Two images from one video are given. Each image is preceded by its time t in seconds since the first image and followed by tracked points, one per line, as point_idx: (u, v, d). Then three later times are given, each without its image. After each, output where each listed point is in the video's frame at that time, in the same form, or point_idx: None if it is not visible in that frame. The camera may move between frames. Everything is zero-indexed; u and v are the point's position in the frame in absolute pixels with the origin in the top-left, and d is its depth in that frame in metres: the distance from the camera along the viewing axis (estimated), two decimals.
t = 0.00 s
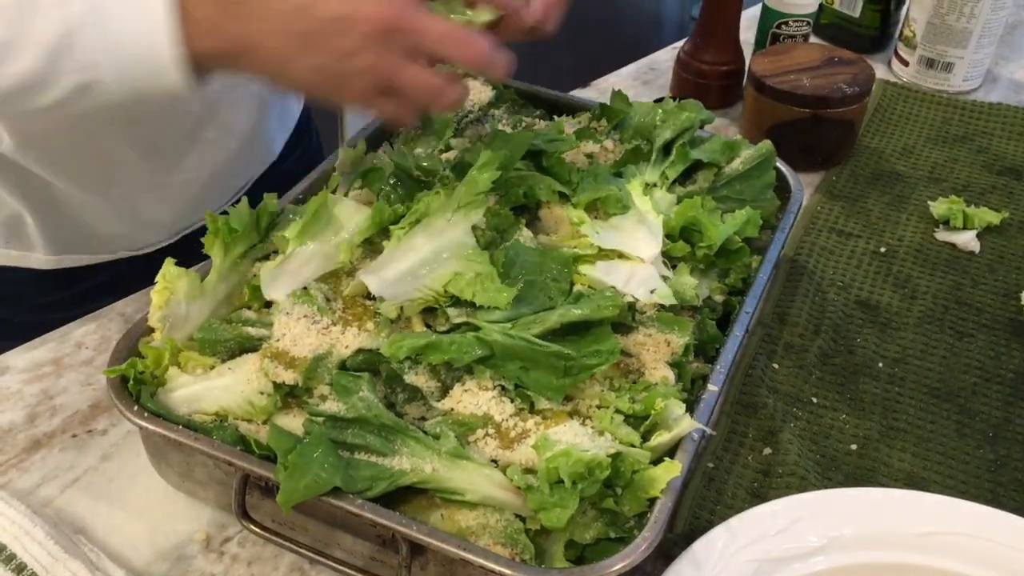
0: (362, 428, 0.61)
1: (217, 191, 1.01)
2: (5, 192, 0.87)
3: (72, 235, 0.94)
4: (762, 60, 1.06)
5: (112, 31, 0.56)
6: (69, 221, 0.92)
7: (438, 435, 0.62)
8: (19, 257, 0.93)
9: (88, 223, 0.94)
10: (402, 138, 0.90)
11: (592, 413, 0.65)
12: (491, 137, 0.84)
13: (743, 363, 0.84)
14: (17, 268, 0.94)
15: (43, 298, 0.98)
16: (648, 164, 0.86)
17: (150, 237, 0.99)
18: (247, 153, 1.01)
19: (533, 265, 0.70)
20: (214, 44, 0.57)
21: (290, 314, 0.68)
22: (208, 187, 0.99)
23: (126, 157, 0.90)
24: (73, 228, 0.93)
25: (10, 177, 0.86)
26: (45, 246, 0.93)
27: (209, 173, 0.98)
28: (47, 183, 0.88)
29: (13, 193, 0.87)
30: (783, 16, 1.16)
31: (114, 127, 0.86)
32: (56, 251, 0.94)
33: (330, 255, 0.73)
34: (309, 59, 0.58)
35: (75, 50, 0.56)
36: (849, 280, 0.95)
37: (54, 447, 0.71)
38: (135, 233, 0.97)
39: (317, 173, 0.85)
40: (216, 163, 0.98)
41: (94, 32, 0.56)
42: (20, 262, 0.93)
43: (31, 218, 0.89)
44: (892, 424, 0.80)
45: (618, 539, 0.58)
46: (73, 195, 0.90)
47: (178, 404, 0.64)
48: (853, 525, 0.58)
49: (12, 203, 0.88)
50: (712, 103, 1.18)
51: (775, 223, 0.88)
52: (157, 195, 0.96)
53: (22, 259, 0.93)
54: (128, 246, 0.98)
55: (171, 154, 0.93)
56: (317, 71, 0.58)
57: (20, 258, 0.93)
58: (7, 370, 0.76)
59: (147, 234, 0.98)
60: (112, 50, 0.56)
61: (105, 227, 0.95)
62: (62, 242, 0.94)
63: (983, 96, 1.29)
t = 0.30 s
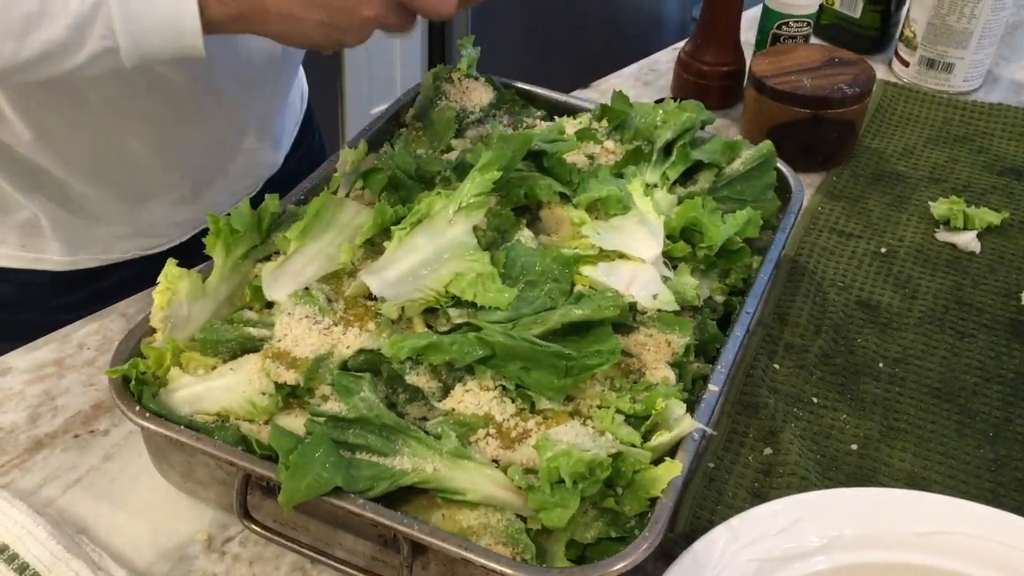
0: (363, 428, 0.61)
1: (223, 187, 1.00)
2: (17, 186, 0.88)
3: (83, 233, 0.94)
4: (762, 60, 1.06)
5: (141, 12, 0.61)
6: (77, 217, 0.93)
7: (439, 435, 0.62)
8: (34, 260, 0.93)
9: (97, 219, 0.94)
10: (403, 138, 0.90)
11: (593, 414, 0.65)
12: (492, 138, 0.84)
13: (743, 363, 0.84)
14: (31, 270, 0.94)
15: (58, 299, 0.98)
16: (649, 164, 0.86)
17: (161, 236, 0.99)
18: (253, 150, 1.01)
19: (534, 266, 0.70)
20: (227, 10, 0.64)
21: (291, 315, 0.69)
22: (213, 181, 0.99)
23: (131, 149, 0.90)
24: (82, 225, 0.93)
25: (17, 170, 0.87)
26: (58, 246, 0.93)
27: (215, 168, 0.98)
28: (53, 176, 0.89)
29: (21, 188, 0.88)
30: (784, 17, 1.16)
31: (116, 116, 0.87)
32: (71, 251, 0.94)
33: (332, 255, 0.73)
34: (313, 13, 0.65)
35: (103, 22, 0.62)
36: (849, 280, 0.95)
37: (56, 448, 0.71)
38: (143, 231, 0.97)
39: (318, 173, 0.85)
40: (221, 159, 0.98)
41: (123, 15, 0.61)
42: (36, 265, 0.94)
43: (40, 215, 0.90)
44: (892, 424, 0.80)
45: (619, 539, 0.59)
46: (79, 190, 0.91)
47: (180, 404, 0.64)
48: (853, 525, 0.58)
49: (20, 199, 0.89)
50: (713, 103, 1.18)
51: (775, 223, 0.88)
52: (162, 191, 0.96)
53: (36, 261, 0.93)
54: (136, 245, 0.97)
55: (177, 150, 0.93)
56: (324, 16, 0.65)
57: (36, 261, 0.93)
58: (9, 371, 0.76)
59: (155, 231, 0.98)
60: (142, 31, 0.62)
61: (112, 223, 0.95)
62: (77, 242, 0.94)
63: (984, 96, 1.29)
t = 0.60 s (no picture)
0: (364, 428, 0.61)
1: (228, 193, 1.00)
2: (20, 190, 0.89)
3: (85, 235, 0.94)
4: (762, 61, 1.06)
5: (147, 45, 0.61)
6: (80, 220, 0.93)
7: (439, 434, 0.62)
8: (35, 261, 0.94)
9: (99, 222, 0.94)
10: (403, 139, 0.91)
11: (593, 414, 0.65)
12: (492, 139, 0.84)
13: (743, 363, 0.84)
14: (31, 271, 0.94)
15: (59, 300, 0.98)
16: (649, 164, 0.86)
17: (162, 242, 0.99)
18: (259, 158, 1.01)
19: (533, 266, 0.70)
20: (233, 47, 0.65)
21: (291, 315, 0.69)
22: (218, 187, 0.99)
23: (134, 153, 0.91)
24: (85, 228, 0.94)
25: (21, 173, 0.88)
26: (60, 248, 0.93)
27: (220, 174, 0.98)
28: (56, 180, 0.90)
29: (24, 190, 0.89)
30: (784, 17, 1.16)
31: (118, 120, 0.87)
32: (71, 254, 0.94)
33: (332, 255, 0.73)
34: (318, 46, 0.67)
35: (112, 52, 0.61)
36: (849, 280, 0.95)
37: (56, 448, 0.71)
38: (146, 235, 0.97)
39: (318, 173, 0.85)
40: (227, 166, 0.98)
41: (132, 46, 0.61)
42: (37, 267, 0.94)
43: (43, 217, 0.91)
44: (892, 424, 0.80)
45: (619, 539, 0.59)
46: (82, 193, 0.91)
47: (180, 404, 0.64)
48: (853, 525, 0.58)
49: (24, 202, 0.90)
50: (713, 104, 1.18)
51: (775, 223, 0.88)
52: (166, 195, 0.96)
53: (37, 263, 0.94)
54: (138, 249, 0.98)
55: (180, 154, 0.94)
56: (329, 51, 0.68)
57: (37, 262, 0.94)
58: (10, 371, 0.76)
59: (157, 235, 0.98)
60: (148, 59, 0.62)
61: (115, 227, 0.95)
62: (77, 244, 0.94)
63: (984, 97, 1.29)
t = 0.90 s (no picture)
0: (364, 428, 0.61)
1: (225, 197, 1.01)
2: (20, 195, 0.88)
3: (85, 241, 0.94)
4: (762, 61, 1.06)
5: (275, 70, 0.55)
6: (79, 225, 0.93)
7: (439, 434, 0.62)
8: (34, 264, 0.93)
9: (99, 226, 0.94)
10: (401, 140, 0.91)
11: (593, 414, 0.65)
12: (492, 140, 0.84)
13: (743, 363, 0.84)
14: (31, 275, 0.94)
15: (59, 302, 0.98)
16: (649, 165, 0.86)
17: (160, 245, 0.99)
18: (254, 162, 1.01)
19: (533, 267, 0.70)
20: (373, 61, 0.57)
21: (291, 315, 0.69)
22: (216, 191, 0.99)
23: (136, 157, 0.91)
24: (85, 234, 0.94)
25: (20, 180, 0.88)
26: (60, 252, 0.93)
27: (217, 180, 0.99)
28: (55, 186, 0.89)
29: (24, 197, 0.88)
30: (783, 17, 1.16)
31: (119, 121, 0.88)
32: (70, 258, 0.94)
33: (332, 256, 0.73)
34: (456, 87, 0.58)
35: (255, 65, 0.54)
36: (849, 280, 0.95)
37: (56, 448, 0.71)
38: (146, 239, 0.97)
39: (319, 173, 0.85)
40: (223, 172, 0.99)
41: (271, 55, 0.54)
42: (36, 270, 0.94)
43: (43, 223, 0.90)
44: (892, 423, 0.80)
45: (619, 538, 0.59)
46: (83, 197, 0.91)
47: (180, 404, 0.64)
48: (853, 525, 0.58)
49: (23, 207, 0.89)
50: (713, 104, 1.18)
51: (775, 224, 0.88)
52: (165, 201, 0.96)
53: (36, 266, 0.93)
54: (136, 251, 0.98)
55: (179, 159, 0.94)
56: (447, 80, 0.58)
57: (36, 265, 0.93)
58: (10, 372, 0.77)
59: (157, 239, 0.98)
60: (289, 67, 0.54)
61: (115, 232, 0.95)
62: (76, 248, 0.94)
63: (983, 96, 1.29)
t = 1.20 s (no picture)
0: (364, 429, 0.61)
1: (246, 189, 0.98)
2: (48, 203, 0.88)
3: (112, 243, 0.94)
4: (762, 61, 1.06)
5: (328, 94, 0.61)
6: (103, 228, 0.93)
7: (440, 435, 0.62)
8: (61, 266, 0.94)
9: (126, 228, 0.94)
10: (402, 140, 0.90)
11: (593, 414, 0.65)
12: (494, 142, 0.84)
13: (743, 364, 0.84)
14: (55, 278, 0.95)
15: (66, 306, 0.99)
16: (649, 168, 0.86)
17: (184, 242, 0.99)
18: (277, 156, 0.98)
19: (533, 267, 0.71)
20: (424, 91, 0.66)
21: (291, 316, 0.69)
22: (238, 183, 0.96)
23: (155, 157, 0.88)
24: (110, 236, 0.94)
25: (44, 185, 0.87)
26: (86, 254, 0.94)
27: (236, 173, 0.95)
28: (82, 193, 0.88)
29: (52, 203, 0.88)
30: (783, 18, 1.16)
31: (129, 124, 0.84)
32: (97, 259, 0.95)
33: (333, 256, 0.74)
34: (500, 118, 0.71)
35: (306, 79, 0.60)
36: (850, 281, 0.95)
37: (57, 449, 0.71)
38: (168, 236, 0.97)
39: (319, 174, 0.86)
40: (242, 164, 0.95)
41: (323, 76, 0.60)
42: (63, 273, 0.95)
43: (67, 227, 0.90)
44: (892, 424, 0.80)
45: (619, 539, 0.59)
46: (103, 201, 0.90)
47: (181, 404, 0.64)
48: (853, 525, 0.58)
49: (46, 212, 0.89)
50: (713, 105, 1.18)
51: (775, 225, 0.88)
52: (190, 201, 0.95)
53: (64, 269, 0.95)
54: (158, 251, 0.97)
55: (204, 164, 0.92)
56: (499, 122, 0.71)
57: (63, 268, 0.94)
58: (10, 372, 0.77)
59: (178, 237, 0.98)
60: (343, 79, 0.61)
61: (141, 233, 0.95)
62: (103, 250, 0.94)
63: (983, 97, 1.29)
